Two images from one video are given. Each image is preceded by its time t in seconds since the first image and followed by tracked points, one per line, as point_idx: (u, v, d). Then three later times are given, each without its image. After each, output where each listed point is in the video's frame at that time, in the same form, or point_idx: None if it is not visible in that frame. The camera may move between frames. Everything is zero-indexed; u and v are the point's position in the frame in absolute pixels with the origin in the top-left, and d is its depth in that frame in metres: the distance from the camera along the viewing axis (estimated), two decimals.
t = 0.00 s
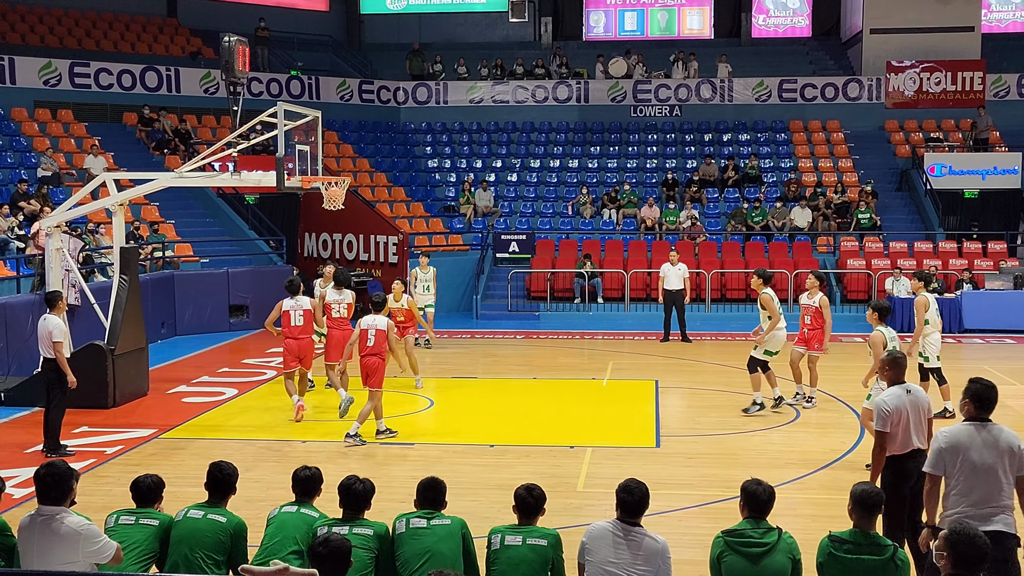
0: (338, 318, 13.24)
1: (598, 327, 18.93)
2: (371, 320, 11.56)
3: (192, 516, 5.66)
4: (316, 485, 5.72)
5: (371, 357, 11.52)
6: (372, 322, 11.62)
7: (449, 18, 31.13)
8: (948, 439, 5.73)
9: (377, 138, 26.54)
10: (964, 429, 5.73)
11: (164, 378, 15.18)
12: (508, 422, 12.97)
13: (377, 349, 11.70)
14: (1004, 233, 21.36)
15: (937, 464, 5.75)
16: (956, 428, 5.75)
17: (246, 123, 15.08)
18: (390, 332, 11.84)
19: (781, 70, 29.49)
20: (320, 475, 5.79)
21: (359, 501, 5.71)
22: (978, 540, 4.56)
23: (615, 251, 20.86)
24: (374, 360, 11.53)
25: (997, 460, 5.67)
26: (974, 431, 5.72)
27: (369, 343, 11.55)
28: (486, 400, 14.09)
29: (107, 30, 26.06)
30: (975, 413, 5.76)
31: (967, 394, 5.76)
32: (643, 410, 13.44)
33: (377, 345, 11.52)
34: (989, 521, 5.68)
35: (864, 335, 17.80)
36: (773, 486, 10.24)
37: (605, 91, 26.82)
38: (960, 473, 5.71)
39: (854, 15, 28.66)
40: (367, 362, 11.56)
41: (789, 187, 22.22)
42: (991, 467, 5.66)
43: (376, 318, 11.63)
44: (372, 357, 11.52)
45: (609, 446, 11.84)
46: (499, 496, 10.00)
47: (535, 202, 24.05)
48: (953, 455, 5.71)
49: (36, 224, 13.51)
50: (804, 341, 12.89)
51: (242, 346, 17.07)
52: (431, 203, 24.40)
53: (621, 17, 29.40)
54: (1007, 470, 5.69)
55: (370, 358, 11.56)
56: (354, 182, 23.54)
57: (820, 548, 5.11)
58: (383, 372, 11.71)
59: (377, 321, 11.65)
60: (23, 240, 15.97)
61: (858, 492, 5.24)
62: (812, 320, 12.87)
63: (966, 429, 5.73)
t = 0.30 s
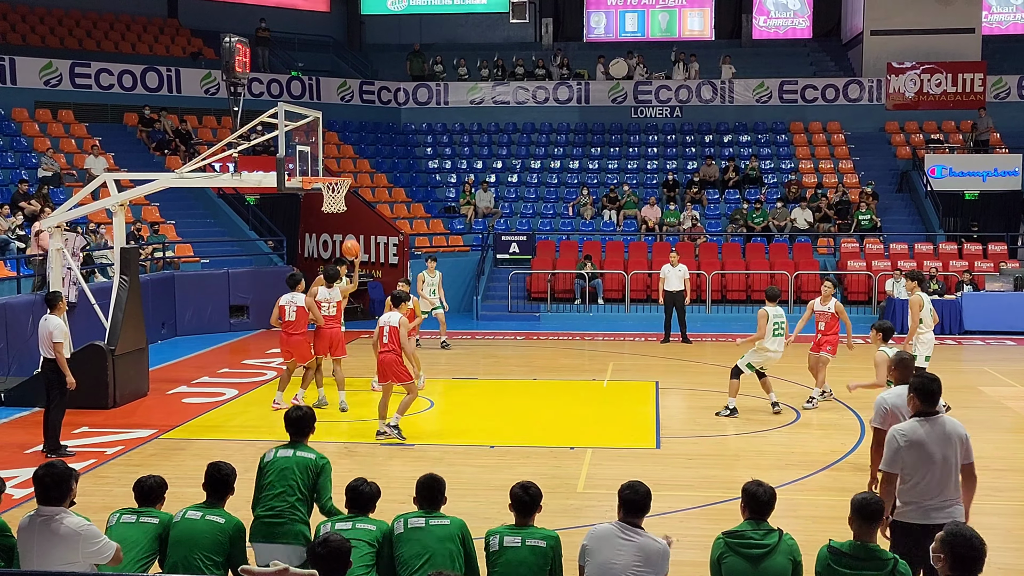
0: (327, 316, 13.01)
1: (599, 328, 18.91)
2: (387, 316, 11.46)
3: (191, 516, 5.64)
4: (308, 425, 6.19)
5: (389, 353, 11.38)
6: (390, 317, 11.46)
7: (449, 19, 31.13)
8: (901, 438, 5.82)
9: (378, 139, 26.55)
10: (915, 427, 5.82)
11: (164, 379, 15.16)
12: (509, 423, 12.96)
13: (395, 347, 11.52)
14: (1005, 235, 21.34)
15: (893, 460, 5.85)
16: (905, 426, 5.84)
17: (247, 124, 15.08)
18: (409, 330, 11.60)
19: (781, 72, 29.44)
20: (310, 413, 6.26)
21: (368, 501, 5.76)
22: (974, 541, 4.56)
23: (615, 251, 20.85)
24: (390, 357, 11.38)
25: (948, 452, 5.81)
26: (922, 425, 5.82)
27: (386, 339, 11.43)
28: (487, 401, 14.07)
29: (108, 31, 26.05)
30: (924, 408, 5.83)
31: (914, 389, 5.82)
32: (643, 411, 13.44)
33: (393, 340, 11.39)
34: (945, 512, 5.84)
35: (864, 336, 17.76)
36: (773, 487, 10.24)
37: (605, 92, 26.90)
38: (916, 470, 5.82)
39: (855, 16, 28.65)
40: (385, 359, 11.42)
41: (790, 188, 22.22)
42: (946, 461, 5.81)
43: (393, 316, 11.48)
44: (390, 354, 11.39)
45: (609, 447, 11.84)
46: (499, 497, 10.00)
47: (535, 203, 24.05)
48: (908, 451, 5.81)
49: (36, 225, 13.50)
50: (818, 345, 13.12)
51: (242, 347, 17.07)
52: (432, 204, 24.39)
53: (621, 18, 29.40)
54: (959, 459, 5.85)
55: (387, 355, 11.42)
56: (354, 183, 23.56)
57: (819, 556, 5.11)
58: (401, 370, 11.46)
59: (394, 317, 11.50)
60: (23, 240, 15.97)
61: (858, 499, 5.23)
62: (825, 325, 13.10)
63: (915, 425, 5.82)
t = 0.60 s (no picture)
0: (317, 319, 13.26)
1: (597, 331, 18.92)
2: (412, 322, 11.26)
3: (190, 518, 5.62)
4: (303, 398, 6.06)
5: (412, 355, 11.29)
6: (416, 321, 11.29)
7: (448, 21, 31.15)
8: (867, 434, 6.01)
9: (376, 140, 26.53)
10: (879, 424, 6.04)
11: (162, 380, 15.14)
12: (506, 425, 12.95)
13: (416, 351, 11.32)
14: (1002, 238, 21.39)
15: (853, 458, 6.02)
16: (868, 422, 6.06)
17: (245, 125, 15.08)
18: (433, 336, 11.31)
19: (780, 74, 29.44)
20: (304, 387, 6.11)
21: (367, 447, 5.78)
22: (961, 542, 4.57)
23: (613, 254, 20.87)
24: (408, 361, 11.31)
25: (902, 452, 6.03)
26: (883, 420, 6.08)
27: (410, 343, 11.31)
28: (485, 403, 14.06)
29: (106, 32, 26.02)
30: (880, 403, 6.09)
31: (869, 386, 6.08)
32: (641, 414, 13.45)
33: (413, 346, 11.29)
34: (904, 505, 6.07)
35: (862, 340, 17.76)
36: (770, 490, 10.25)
37: (603, 94, 26.92)
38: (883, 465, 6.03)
39: (852, 19, 28.69)
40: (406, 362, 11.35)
41: (788, 191, 22.27)
42: (908, 453, 6.07)
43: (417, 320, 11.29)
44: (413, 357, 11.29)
45: (607, 449, 11.85)
46: (497, 499, 10.00)
47: (533, 205, 24.07)
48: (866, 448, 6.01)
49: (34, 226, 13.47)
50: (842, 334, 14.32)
51: (240, 348, 17.07)
52: (429, 206, 24.39)
53: (620, 21, 29.42)
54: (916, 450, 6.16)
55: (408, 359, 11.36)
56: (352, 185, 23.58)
57: (815, 559, 5.10)
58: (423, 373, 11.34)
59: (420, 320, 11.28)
60: (21, 242, 15.95)
61: (851, 500, 5.26)
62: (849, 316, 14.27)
63: (877, 421, 6.05)
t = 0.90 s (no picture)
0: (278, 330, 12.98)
1: (590, 333, 18.92)
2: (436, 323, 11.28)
3: (198, 493, 5.62)
4: (303, 400, 5.92)
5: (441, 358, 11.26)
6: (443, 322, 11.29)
7: (441, 23, 31.14)
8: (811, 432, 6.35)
9: (370, 142, 26.52)
10: (822, 422, 6.39)
11: (154, 382, 15.11)
12: (500, 428, 12.94)
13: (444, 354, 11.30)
14: (994, 240, 21.45)
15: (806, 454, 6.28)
16: (812, 421, 6.41)
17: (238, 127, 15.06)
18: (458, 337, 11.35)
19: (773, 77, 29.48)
20: (306, 390, 5.96)
21: (353, 405, 5.73)
22: (946, 542, 4.57)
23: (606, 256, 20.87)
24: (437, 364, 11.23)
25: (851, 445, 6.42)
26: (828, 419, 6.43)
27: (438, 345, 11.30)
28: (479, 405, 14.04)
29: (99, 33, 25.98)
30: (824, 404, 6.47)
31: (813, 388, 6.47)
32: (635, 416, 13.44)
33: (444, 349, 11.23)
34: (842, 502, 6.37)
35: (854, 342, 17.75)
36: (763, 492, 10.24)
37: (597, 97, 26.91)
38: (826, 461, 6.34)
39: (845, 22, 28.76)
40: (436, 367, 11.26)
41: (781, 193, 22.31)
42: (850, 452, 6.40)
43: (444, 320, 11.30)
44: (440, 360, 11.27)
45: (601, 451, 11.85)
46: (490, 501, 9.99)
47: (527, 207, 24.09)
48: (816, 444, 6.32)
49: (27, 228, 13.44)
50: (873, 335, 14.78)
51: (233, 350, 17.05)
52: (423, 208, 24.38)
53: (613, 23, 29.45)
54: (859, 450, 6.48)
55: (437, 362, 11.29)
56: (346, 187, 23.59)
57: (807, 559, 5.08)
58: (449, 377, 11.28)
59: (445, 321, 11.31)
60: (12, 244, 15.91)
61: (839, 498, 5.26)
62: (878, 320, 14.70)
63: (821, 420, 6.41)
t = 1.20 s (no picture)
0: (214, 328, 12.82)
1: (581, 335, 18.93)
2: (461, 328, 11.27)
3: (188, 440, 5.86)
4: (298, 402, 5.84)
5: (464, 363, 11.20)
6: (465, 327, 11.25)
7: (432, 24, 31.11)
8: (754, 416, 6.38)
9: (361, 144, 26.47)
10: (765, 406, 6.41)
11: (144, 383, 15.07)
12: (491, 430, 12.94)
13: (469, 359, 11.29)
14: (984, 242, 21.53)
15: (750, 438, 6.31)
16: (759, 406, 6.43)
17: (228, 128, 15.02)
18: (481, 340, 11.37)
19: (764, 78, 29.53)
20: (301, 392, 5.89)
21: (337, 403, 5.66)
22: (932, 542, 4.57)
23: (597, 257, 20.89)
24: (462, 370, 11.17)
25: (801, 429, 6.42)
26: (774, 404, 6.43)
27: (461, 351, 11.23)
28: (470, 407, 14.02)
29: (89, 34, 25.90)
30: (773, 390, 6.46)
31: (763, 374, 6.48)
32: (626, 418, 13.44)
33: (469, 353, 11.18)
34: (784, 486, 6.38)
35: (844, 344, 17.79)
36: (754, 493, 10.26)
37: (588, 98, 26.90)
38: (768, 446, 6.38)
39: (835, 25, 28.86)
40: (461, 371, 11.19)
41: (772, 196, 22.38)
42: (796, 437, 6.39)
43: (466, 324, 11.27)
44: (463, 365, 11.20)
45: (591, 453, 11.85)
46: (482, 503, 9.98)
47: (518, 209, 24.10)
48: (761, 428, 6.35)
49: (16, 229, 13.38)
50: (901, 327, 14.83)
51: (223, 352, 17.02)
52: (414, 209, 24.37)
53: (604, 25, 29.50)
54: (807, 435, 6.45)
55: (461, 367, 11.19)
56: (337, 189, 23.57)
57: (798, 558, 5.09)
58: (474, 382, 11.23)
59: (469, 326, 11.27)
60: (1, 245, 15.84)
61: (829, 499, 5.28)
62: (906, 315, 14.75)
63: (766, 405, 6.42)
